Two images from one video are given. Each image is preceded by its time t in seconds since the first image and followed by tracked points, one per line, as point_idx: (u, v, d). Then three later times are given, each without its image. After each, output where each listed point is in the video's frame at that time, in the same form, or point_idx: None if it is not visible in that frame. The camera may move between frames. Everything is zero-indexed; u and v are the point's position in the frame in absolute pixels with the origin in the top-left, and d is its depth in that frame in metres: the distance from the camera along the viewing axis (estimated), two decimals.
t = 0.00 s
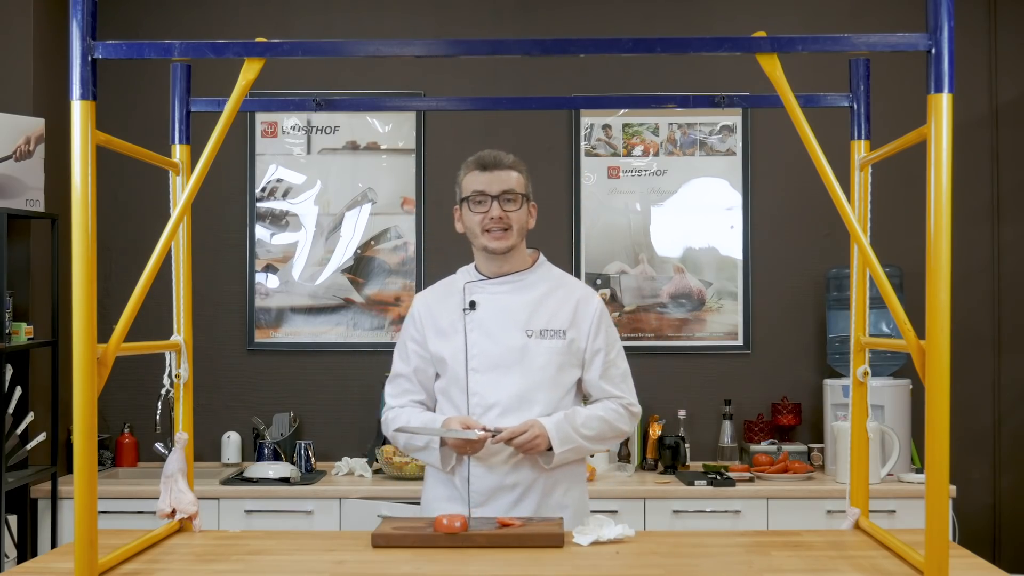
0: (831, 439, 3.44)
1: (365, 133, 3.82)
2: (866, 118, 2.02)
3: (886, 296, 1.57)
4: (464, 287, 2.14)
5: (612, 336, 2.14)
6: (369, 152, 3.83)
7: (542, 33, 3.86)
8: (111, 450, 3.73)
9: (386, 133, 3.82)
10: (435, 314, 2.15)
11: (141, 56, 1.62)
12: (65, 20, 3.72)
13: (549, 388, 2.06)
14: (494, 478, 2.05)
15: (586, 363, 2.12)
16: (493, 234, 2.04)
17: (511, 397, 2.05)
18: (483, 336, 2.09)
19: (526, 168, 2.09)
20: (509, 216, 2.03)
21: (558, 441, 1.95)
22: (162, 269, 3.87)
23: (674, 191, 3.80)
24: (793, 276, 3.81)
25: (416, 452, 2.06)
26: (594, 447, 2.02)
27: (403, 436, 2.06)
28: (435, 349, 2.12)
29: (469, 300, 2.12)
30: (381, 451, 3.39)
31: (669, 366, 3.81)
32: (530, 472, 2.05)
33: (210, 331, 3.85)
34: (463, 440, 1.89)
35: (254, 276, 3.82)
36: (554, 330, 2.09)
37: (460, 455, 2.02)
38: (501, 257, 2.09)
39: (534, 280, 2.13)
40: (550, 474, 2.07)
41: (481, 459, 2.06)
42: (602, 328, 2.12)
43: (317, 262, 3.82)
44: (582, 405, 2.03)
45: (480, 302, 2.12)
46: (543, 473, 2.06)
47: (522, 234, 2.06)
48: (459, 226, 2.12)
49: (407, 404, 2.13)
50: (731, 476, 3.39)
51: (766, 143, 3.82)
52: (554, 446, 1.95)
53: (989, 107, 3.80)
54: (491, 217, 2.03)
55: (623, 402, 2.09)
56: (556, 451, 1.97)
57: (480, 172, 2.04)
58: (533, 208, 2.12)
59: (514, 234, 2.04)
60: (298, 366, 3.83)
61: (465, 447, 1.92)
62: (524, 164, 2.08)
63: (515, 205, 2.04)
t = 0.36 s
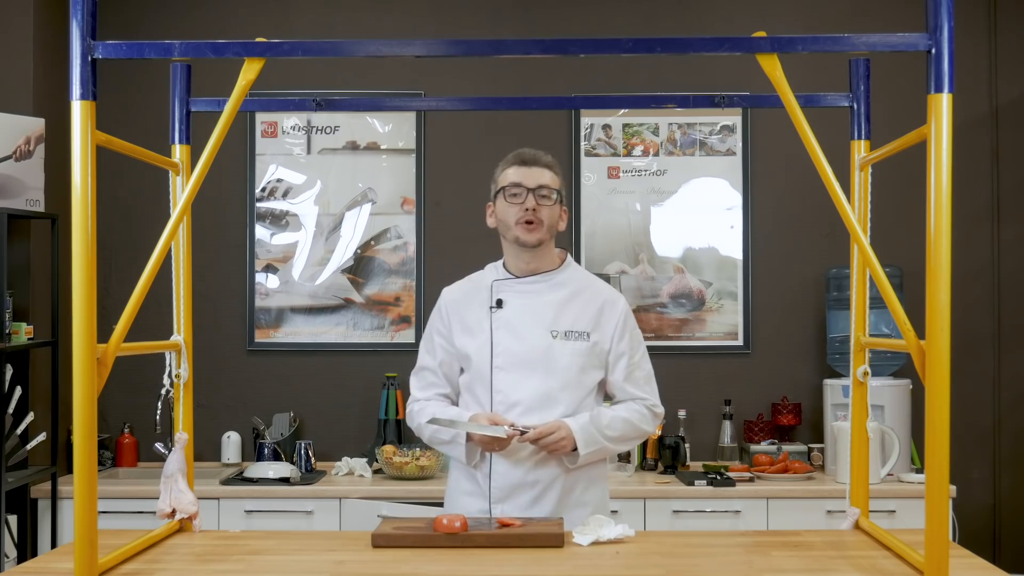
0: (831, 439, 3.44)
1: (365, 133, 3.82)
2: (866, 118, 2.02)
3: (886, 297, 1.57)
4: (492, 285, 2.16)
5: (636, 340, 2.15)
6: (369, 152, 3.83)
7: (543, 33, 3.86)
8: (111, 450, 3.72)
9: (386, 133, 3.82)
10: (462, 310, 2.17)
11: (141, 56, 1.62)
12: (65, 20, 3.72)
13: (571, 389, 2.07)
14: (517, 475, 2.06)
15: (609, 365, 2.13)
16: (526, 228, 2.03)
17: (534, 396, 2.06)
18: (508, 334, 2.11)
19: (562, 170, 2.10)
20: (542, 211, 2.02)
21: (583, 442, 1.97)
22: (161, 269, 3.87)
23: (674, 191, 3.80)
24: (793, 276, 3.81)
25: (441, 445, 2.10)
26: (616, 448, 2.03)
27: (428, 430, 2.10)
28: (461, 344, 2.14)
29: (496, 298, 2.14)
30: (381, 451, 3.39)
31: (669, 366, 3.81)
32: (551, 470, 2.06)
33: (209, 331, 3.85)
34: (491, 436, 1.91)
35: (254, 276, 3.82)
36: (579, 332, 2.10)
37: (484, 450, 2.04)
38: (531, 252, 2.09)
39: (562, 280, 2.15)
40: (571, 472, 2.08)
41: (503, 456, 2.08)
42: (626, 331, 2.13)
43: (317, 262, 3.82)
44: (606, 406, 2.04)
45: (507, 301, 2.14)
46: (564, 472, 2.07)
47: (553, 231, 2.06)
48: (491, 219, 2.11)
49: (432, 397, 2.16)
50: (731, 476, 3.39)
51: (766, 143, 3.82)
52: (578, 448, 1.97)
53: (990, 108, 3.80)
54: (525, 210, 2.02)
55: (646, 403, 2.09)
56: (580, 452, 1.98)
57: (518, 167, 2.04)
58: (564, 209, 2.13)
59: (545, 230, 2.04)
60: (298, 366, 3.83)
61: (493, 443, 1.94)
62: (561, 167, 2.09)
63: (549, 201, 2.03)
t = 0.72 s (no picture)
0: (831, 439, 3.44)
1: (365, 133, 3.82)
2: (866, 118, 2.02)
3: (886, 297, 1.57)
4: (509, 284, 2.17)
5: (650, 342, 2.15)
6: (369, 152, 3.83)
7: (543, 33, 3.86)
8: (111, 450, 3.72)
9: (386, 133, 3.82)
10: (478, 307, 2.18)
11: (141, 56, 1.62)
12: (65, 20, 3.72)
13: (583, 390, 2.07)
14: (527, 472, 2.07)
15: (622, 367, 2.13)
16: (547, 228, 2.03)
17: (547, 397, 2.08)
18: (524, 334, 2.12)
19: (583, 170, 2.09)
20: (564, 212, 2.02)
21: (587, 420, 1.97)
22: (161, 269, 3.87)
23: (674, 191, 3.80)
24: (793, 276, 3.81)
25: (452, 425, 2.08)
26: (624, 440, 2.02)
27: (440, 411, 2.08)
28: (476, 342, 2.16)
29: (512, 297, 2.15)
30: (381, 451, 3.39)
31: (669, 366, 3.81)
32: (561, 470, 2.07)
33: (209, 332, 3.85)
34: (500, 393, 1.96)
35: (254, 276, 3.82)
36: (593, 334, 2.11)
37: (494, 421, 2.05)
38: (551, 252, 2.09)
39: (580, 281, 2.15)
40: (580, 473, 2.08)
41: (515, 453, 2.08)
42: (640, 334, 2.13)
43: (316, 262, 3.82)
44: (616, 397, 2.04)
45: (524, 300, 2.15)
46: (575, 472, 2.07)
47: (574, 232, 2.06)
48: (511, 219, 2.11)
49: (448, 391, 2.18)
50: (731, 476, 3.39)
51: (766, 143, 3.82)
52: (581, 425, 1.97)
53: (990, 107, 3.80)
54: (547, 210, 2.01)
55: (656, 404, 2.07)
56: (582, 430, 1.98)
57: (540, 167, 2.04)
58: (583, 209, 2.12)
59: (566, 230, 2.04)
60: (298, 366, 3.83)
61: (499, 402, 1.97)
62: (582, 167, 2.09)
63: (570, 201, 2.03)
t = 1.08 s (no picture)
0: (831, 439, 3.44)
1: (366, 133, 3.82)
2: (866, 118, 2.02)
3: (886, 296, 1.57)
4: (518, 283, 2.17)
5: (655, 343, 2.15)
6: (369, 152, 3.83)
7: (543, 33, 3.86)
8: (111, 450, 3.72)
9: (386, 133, 3.82)
10: (487, 306, 2.18)
11: (141, 56, 1.62)
12: (65, 20, 3.71)
13: (589, 391, 2.08)
14: (530, 471, 2.07)
15: (627, 368, 2.13)
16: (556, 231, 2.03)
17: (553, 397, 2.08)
18: (530, 334, 2.13)
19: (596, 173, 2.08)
20: (573, 216, 2.02)
21: (588, 423, 1.94)
22: (162, 269, 3.87)
23: (674, 191, 3.80)
24: (792, 276, 3.81)
25: (455, 429, 2.07)
26: (624, 445, 2.00)
27: (445, 412, 2.07)
28: (484, 341, 2.16)
29: (521, 297, 2.15)
30: (381, 451, 3.39)
31: (668, 366, 3.81)
32: (564, 470, 2.07)
33: (208, 332, 3.85)
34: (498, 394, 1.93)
35: (254, 276, 3.82)
36: (599, 335, 2.11)
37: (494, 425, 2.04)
38: (559, 254, 2.10)
39: (589, 281, 2.15)
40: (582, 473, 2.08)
41: (519, 452, 2.09)
42: (645, 335, 2.13)
43: (316, 262, 3.82)
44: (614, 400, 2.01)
45: (532, 300, 2.15)
46: (579, 472, 2.07)
47: (583, 236, 2.06)
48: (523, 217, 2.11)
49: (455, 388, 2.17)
50: (731, 476, 3.39)
51: (766, 143, 3.82)
52: (581, 428, 1.94)
53: (989, 107, 3.80)
54: (557, 214, 2.02)
55: (655, 408, 2.05)
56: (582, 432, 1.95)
57: (552, 169, 2.03)
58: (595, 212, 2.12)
59: (576, 234, 2.05)
60: (298, 366, 3.83)
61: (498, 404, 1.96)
62: (596, 170, 2.08)
63: (582, 206, 2.03)
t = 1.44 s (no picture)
0: (831, 439, 3.44)
1: (366, 133, 3.82)
2: (866, 118, 2.02)
3: (886, 297, 1.57)
4: (522, 285, 2.17)
5: (663, 348, 2.15)
6: (369, 152, 3.83)
7: (543, 33, 3.86)
8: (111, 450, 3.72)
9: (386, 133, 3.82)
10: (490, 306, 2.18)
11: (141, 56, 1.62)
12: (65, 20, 3.71)
13: (592, 395, 2.08)
14: (530, 472, 2.07)
15: (633, 373, 2.13)
16: (559, 234, 2.03)
17: (554, 399, 2.08)
18: (534, 336, 2.13)
19: (600, 175, 2.08)
20: (577, 218, 2.02)
21: (604, 457, 1.96)
22: (161, 269, 3.87)
23: (674, 191, 3.80)
24: (792, 276, 3.81)
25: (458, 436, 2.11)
26: (636, 457, 2.03)
27: (448, 419, 2.10)
28: (487, 342, 2.17)
29: (525, 299, 2.15)
30: (381, 451, 3.39)
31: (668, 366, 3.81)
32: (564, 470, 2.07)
33: (208, 331, 3.85)
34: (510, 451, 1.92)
35: (254, 276, 3.82)
36: (603, 338, 2.11)
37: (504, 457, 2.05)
38: (563, 258, 2.09)
39: (593, 285, 2.14)
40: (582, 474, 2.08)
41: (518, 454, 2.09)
42: (652, 340, 2.13)
43: (316, 262, 3.82)
44: (630, 415, 2.04)
45: (536, 302, 2.15)
46: (580, 471, 2.07)
47: (587, 238, 2.06)
48: (527, 221, 2.11)
49: (456, 387, 2.19)
50: (731, 476, 3.39)
51: (766, 143, 3.82)
52: (597, 462, 1.97)
53: (989, 107, 3.81)
54: (560, 217, 2.02)
55: (670, 410, 2.08)
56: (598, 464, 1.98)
57: (555, 172, 2.03)
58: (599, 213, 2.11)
59: (579, 237, 2.04)
60: (298, 366, 3.83)
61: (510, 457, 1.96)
62: (599, 171, 2.07)
63: (585, 208, 2.02)
